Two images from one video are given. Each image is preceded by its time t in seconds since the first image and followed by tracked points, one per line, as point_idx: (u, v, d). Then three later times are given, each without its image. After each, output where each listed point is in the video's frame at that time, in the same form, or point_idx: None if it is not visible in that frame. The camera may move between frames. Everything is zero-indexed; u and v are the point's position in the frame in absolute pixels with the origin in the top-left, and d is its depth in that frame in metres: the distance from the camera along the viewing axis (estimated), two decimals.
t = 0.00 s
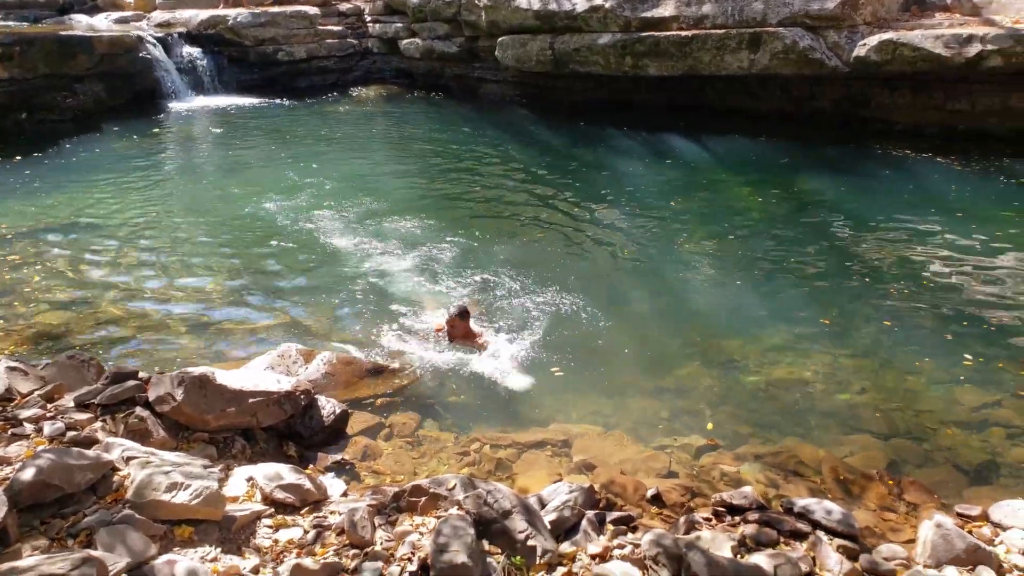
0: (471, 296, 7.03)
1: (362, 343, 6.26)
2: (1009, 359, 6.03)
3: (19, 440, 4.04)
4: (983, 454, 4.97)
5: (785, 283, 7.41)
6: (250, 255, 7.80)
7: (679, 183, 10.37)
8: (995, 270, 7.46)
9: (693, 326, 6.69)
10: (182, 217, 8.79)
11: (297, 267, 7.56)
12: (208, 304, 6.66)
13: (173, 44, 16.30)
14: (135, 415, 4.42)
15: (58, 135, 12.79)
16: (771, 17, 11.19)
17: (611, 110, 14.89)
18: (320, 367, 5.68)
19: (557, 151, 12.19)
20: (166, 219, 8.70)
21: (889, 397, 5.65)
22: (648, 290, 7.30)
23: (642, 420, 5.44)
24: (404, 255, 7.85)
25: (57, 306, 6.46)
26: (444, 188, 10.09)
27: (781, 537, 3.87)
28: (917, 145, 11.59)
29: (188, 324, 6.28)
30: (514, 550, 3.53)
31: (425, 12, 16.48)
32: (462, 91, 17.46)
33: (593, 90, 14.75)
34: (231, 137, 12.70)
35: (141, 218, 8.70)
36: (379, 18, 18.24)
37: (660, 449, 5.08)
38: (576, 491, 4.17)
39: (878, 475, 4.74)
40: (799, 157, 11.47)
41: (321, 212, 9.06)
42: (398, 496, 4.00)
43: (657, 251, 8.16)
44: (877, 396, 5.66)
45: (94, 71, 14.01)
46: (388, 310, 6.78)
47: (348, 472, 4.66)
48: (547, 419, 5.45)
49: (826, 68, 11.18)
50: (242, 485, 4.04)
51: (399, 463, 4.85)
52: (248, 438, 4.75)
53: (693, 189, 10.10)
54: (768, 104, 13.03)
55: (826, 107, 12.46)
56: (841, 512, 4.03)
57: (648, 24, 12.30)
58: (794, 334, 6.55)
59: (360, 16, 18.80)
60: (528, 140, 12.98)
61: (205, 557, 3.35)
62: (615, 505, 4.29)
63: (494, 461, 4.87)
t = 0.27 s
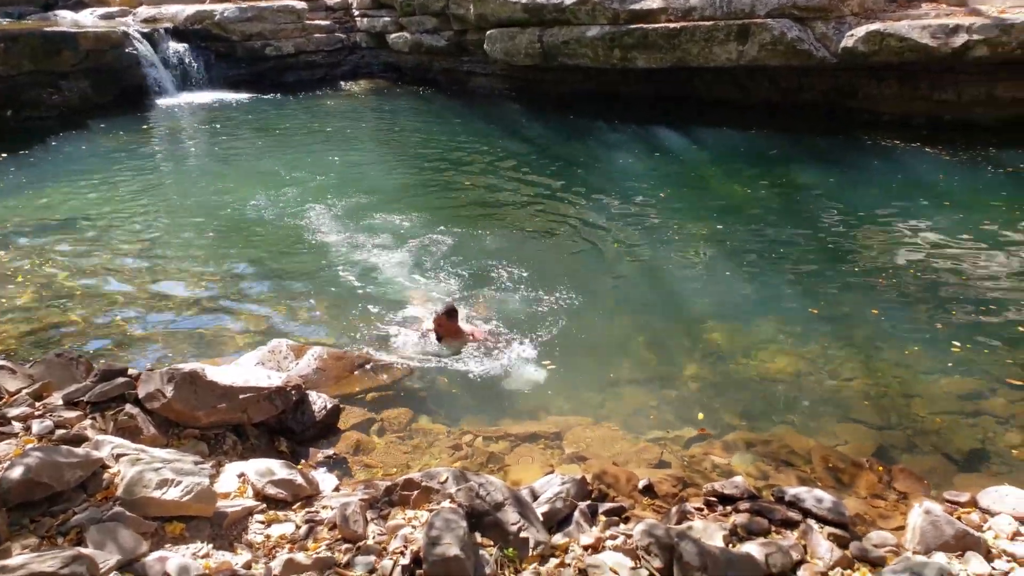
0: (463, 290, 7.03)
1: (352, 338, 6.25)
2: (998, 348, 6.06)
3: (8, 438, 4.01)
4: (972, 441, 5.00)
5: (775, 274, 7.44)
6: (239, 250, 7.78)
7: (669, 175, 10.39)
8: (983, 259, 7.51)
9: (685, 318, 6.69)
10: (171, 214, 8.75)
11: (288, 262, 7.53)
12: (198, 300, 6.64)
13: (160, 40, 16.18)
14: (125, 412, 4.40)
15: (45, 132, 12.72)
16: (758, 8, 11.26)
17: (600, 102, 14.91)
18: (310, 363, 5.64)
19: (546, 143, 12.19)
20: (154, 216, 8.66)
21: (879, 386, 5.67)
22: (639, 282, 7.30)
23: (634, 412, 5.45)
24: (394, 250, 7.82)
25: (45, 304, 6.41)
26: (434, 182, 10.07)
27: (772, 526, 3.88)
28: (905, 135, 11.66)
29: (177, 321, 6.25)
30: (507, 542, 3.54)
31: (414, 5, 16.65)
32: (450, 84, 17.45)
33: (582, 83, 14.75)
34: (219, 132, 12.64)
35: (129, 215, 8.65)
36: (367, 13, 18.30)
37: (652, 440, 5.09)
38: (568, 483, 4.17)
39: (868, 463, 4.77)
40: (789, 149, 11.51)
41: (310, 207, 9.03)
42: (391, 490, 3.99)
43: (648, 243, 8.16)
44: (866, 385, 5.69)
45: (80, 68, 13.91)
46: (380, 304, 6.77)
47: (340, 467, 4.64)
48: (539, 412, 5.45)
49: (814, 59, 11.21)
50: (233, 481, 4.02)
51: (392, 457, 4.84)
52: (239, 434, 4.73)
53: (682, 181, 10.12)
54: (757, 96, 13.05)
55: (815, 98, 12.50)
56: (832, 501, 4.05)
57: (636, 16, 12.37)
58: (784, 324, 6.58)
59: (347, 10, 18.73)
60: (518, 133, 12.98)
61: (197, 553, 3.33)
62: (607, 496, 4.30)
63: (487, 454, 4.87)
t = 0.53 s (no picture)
0: (458, 285, 7.05)
1: (345, 333, 6.25)
2: (991, 336, 6.07)
3: (4, 436, 3.97)
4: (966, 430, 5.02)
5: (770, 265, 7.44)
6: (233, 248, 7.78)
7: (663, 167, 10.37)
8: (978, 248, 7.52)
9: (679, 310, 6.70)
10: (165, 212, 8.72)
11: (281, 259, 7.52)
12: (190, 298, 6.64)
13: (151, 37, 16.14)
14: (121, 409, 4.41)
15: (37, 131, 12.67)
16: None
17: (593, 94, 14.88)
18: (305, 358, 5.72)
19: (540, 137, 12.17)
20: (147, 214, 8.64)
21: (873, 376, 5.68)
22: (633, 275, 7.31)
23: (627, 404, 5.47)
24: (388, 245, 7.82)
25: (37, 304, 6.39)
26: (427, 177, 10.06)
27: (768, 517, 3.90)
28: (900, 125, 11.65)
29: (170, 319, 6.24)
30: (502, 535, 3.55)
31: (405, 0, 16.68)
32: (442, 79, 17.45)
33: (576, 77, 14.71)
34: (211, 130, 12.61)
35: (123, 214, 8.63)
36: (358, 8, 18.37)
37: (645, 433, 5.10)
38: (563, 475, 4.19)
39: (862, 454, 4.79)
40: (784, 140, 11.47)
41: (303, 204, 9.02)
42: (386, 484, 4.01)
43: (642, 236, 8.15)
44: (859, 375, 5.70)
45: (70, 66, 13.88)
46: (374, 300, 6.78)
47: (336, 462, 4.66)
48: (533, 405, 5.47)
49: (807, 49, 11.19)
50: (229, 476, 4.04)
51: (387, 452, 4.86)
52: (235, 430, 4.75)
53: (676, 173, 10.10)
54: (752, 87, 13.00)
55: (807, 88, 12.45)
56: (826, 491, 4.07)
57: (627, 9, 12.44)
58: (777, 315, 6.59)
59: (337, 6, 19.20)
60: (511, 126, 12.97)
61: (195, 548, 3.34)
62: (602, 489, 4.31)
63: (482, 449, 4.88)
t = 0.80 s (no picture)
0: (454, 273, 7.04)
1: (341, 322, 6.24)
2: (984, 323, 6.11)
3: None
4: (960, 416, 5.05)
5: (765, 253, 7.46)
6: (227, 236, 7.74)
7: (658, 155, 10.36)
8: (970, 236, 7.56)
9: (675, 298, 6.70)
10: (157, 200, 8.66)
11: (275, 248, 7.48)
12: (186, 287, 6.61)
13: (141, 23, 16.11)
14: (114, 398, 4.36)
15: (28, 118, 12.48)
16: None
17: (589, 82, 14.81)
18: (301, 347, 5.70)
19: (535, 124, 12.11)
20: (140, 202, 8.58)
21: (867, 362, 5.72)
22: (630, 262, 7.31)
23: (623, 391, 5.48)
24: (383, 234, 7.79)
25: (30, 293, 6.35)
26: (422, 164, 10.01)
27: (762, 501, 3.93)
28: (896, 112, 11.69)
29: (164, 307, 6.21)
30: (499, 520, 3.54)
31: None
32: (437, 65, 17.31)
33: (571, 64, 14.63)
34: (203, 117, 12.50)
35: (115, 202, 8.56)
36: None
37: (642, 419, 5.12)
38: (559, 461, 4.21)
39: (856, 439, 4.82)
40: (779, 127, 11.47)
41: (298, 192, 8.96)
42: (383, 471, 4.01)
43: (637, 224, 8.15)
44: (854, 362, 5.73)
45: (60, 51, 13.68)
46: (370, 288, 6.77)
47: (333, 450, 4.64)
48: (530, 393, 5.48)
49: (804, 36, 11.18)
50: (225, 464, 4.03)
51: (384, 440, 4.85)
52: (230, 418, 4.72)
53: (672, 161, 10.09)
54: (748, 75, 12.93)
55: (805, 75, 12.43)
56: (819, 475, 4.10)
57: None
58: (772, 303, 6.61)
59: None
60: (506, 114, 12.90)
61: (190, 536, 3.30)
62: (598, 474, 4.32)
63: (479, 436, 4.89)
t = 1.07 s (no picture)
0: (446, 257, 7.01)
1: (330, 304, 6.21)
2: (970, 312, 6.18)
3: None
4: (945, 403, 5.11)
5: (756, 240, 7.48)
6: (216, 216, 7.66)
7: (652, 141, 10.33)
8: (959, 226, 7.61)
9: (666, 284, 6.71)
10: (145, 179, 8.55)
11: (265, 228, 7.42)
12: (174, 266, 6.53)
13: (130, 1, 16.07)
14: (101, 376, 4.35)
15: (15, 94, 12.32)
16: None
17: (583, 66, 14.73)
18: (290, 327, 5.66)
19: (529, 108, 12.04)
20: (128, 180, 8.46)
21: (855, 350, 5.76)
22: (621, 248, 7.30)
23: (613, 376, 5.50)
24: (374, 216, 7.74)
25: (15, 270, 6.26)
26: (414, 147, 9.94)
27: (748, 486, 3.96)
28: (890, 102, 11.74)
29: (152, 286, 6.15)
30: (487, 502, 3.52)
31: None
32: (430, 46, 17.14)
33: (565, 48, 14.53)
34: (193, 95, 12.34)
35: (102, 180, 8.44)
36: None
37: (630, 404, 5.14)
38: (547, 445, 4.21)
39: (842, 425, 4.86)
40: (772, 115, 11.47)
41: (289, 172, 8.88)
42: (372, 452, 4.00)
43: (629, 210, 8.14)
44: (842, 349, 5.77)
45: (46, 26, 13.48)
46: (360, 270, 6.73)
47: (321, 432, 4.63)
48: (520, 377, 5.48)
49: (798, 24, 11.28)
50: (212, 445, 4.01)
51: (373, 422, 4.85)
52: (218, 398, 4.69)
53: (665, 147, 10.07)
54: (743, 62, 12.89)
55: (799, 64, 12.42)
56: (805, 461, 4.15)
57: None
58: (762, 290, 6.64)
59: None
60: (500, 97, 12.81)
61: (178, 515, 3.31)
62: (587, 458, 4.34)
63: (468, 419, 4.90)
